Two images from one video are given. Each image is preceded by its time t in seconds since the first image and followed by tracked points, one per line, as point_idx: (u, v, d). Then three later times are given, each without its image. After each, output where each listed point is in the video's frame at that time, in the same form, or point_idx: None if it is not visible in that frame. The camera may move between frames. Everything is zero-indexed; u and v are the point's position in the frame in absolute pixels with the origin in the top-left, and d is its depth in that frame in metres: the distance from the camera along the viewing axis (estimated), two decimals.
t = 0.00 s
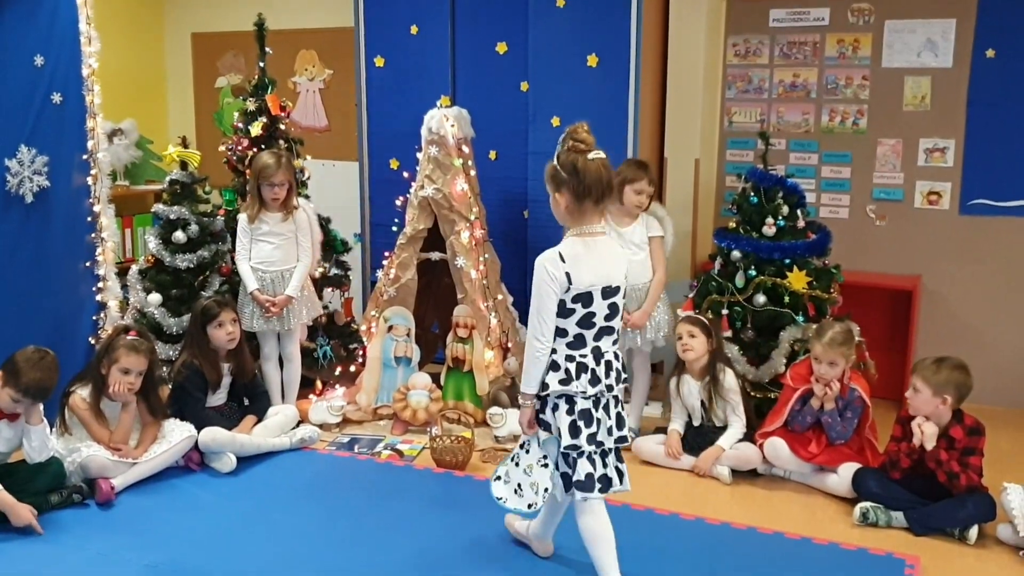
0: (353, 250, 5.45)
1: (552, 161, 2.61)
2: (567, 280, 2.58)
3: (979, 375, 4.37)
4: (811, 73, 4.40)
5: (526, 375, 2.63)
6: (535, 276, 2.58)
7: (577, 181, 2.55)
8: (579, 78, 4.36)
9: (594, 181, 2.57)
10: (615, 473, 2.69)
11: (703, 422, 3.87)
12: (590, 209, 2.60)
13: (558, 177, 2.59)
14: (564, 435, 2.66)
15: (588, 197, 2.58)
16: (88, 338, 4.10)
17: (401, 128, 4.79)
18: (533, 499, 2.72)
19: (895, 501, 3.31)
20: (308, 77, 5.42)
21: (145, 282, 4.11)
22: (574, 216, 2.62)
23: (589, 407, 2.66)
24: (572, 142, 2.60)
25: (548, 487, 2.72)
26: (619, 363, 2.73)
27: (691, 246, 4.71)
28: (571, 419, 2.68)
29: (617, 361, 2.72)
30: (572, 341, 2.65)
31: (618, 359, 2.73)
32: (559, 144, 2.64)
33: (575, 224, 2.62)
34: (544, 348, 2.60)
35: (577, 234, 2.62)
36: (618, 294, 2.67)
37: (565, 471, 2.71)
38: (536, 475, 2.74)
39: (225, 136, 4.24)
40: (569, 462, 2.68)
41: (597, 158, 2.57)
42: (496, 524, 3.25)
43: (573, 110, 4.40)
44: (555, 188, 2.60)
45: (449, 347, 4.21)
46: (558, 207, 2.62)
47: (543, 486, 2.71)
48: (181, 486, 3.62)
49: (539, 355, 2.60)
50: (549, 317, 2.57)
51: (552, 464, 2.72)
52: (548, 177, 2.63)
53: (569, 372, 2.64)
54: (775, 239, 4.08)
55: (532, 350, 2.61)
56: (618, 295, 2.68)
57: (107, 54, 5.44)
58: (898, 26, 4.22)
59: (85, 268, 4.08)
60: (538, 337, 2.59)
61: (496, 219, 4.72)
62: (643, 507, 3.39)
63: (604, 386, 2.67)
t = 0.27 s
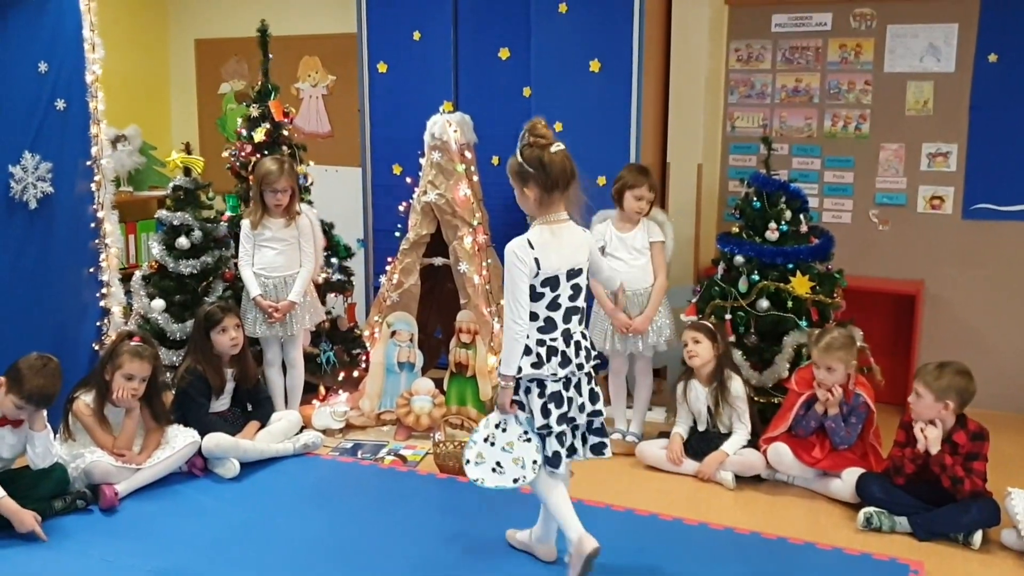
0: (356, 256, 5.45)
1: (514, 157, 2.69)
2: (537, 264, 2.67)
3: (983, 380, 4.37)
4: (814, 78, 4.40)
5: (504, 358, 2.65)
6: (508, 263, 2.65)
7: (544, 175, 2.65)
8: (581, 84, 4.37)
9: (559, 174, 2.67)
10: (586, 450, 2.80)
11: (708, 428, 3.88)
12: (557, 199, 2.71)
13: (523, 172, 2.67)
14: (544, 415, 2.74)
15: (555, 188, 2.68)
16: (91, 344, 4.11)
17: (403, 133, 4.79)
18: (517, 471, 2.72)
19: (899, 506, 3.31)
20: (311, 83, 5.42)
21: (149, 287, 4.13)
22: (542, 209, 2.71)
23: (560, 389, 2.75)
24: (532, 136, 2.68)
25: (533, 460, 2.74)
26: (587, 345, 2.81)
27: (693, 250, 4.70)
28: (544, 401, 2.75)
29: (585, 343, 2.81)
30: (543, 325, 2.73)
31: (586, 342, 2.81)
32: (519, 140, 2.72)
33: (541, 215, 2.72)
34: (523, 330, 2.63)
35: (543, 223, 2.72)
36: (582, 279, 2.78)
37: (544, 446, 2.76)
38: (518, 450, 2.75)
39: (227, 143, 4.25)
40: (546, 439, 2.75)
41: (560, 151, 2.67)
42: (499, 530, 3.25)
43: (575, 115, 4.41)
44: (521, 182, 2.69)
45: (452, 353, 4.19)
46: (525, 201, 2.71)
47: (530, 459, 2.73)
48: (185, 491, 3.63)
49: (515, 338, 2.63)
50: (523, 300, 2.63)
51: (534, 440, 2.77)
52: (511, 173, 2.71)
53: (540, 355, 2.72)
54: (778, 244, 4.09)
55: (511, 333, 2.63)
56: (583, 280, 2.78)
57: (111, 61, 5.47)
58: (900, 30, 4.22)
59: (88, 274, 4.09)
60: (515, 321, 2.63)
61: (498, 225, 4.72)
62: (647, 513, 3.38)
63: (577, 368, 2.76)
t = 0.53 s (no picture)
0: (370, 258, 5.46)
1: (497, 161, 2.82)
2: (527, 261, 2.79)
3: (1002, 383, 4.32)
4: (831, 77, 4.37)
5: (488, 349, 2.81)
6: (499, 258, 2.77)
7: (531, 173, 2.78)
8: (595, 82, 4.35)
9: (544, 170, 2.82)
10: (564, 442, 2.90)
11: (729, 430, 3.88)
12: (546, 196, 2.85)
13: (509, 174, 2.81)
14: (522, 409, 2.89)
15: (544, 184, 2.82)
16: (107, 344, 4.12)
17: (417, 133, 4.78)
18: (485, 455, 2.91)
19: (917, 509, 3.27)
20: (326, 83, 5.42)
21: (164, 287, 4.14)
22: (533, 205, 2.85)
23: (539, 382, 2.89)
24: (510, 140, 2.82)
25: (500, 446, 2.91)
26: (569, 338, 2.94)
27: (709, 250, 4.67)
28: (521, 392, 2.91)
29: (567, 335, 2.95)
30: (528, 319, 2.85)
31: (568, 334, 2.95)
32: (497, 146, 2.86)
33: (530, 211, 2.85)
34: (507, 323, 2.78)
35: (532, 220, 2.84)
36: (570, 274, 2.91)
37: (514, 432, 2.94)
38: (487, 435, 2.91)
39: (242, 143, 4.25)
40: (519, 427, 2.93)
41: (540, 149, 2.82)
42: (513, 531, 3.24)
43: (590, 115, 4.39)
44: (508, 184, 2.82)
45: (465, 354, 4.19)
46: (516, 201, 2.84)
47: (497, 445, 2.89)
48: (199, 491, 3.63)
49: (498, 332, 2.78)
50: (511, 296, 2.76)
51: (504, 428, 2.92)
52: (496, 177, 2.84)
53: (523, 349, 2.85)
54: (795, 244, 4.06)
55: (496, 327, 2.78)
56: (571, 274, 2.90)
57: (127, 60, 5.52)
58: (918, 29, 4.18)
59: (103, 274, 4.10)
60: (500, 314, 2.78)
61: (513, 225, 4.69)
62: (661, 514, 3.37)
63: (559, 362, 2.89)
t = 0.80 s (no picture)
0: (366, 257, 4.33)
1: (492, 144, 2.06)
2: (529, 281, 2.04)
3: None
4: (995, 18, 3.21)
5: (481, 403, 2.04)
6: (489, 280, 2.02)
7: (540, 161, 2.06)
8: (671, 21, 3.10)
9: (552, 158, 2.10)
10: (597, 503, 2.16)
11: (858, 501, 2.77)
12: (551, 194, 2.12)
13: (508, 161, 2.05)
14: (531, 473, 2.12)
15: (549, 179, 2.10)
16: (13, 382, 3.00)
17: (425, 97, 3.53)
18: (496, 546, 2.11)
19: None
20: (306, 28, 4.29)
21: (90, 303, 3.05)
22: (534, 204, 2.10)
23: (552, 429, 2.14)
24: (511, 117, 2.07)
25: (512, 530, 2.12)
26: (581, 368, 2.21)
27: (830, 254, 3.50)
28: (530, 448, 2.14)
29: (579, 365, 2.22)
30: (528, 354, 2.11)
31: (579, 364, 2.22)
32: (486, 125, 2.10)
33: (527, 213, 2.10)
34: (506, 364, 2.03)
35: (531, 225, 2.10)
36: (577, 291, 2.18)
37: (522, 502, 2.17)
38: (490, 518, 2.12)
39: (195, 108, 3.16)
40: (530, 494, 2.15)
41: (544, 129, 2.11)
42: None
43: (663, 67, 3.12)
44: (506, 175, 2.06)
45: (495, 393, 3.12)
46: (514, 199, 2.08)
47: (507, 531, 2.11)
48: None
49: (494, 378, 2.02)
50: (508, 329, 2.02)
51: (512, 506, 2.14)
52: (485, 166, 2.07)
53: (528, 391, 2.11)
54: (947, 245, 2.94)
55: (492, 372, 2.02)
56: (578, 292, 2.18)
57: None
58: None
59: (11, 285, 3.00)
60: (496, 352, 2.02)
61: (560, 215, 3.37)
62: None
63: (572, 402, 2.15)
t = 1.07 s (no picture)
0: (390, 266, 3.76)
1: (472, 118, 1.65)
2: (519, 285, 1.64)
3: None
4: None
5: (464, 435, 1.60)
6: (474, 284, 1.59)
7: (528, 148, 1.68)
8: None
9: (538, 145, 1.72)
10: (587, 535, 1.75)
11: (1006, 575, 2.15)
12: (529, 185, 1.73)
13: (493, 143, 1.65)
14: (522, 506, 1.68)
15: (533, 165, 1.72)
16: None
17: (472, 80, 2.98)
18: None
19: None
20: None
21: (61, 324, 2.53)
22: (511, 197, 1.69)
23: (540, 457, 1.70)
24: (497, 89, 1.66)
25: None
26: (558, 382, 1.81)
27: (963, 266, 2.70)
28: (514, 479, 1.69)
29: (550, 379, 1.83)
30: (511, 368, 1.67)
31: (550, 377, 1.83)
32: (464, 94, 1.67)
33: (503, 205, 1.69)
34: (495, 389, 1.61)
35: (514, 219, 1.69)
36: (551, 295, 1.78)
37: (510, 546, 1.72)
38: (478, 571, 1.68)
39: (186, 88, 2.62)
40: (515, 535, 1.71)
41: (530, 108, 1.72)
42: None
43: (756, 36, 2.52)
44: (485, 158, 1.65)
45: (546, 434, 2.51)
46: (490, 189, 1.67)
47: None
48: None
49: (479, 406, 1.60)
50: (496, 344, 1.60)
51: (500, 547, 1.70)
52: (458, 145, 1.65)
53: (516, 411, 1.67)
54: None
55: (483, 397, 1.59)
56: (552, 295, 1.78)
57: None
58: None
59: None
60: (484, 375, 1.60)
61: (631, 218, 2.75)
62: None
63: (555, 423, 1.75)
